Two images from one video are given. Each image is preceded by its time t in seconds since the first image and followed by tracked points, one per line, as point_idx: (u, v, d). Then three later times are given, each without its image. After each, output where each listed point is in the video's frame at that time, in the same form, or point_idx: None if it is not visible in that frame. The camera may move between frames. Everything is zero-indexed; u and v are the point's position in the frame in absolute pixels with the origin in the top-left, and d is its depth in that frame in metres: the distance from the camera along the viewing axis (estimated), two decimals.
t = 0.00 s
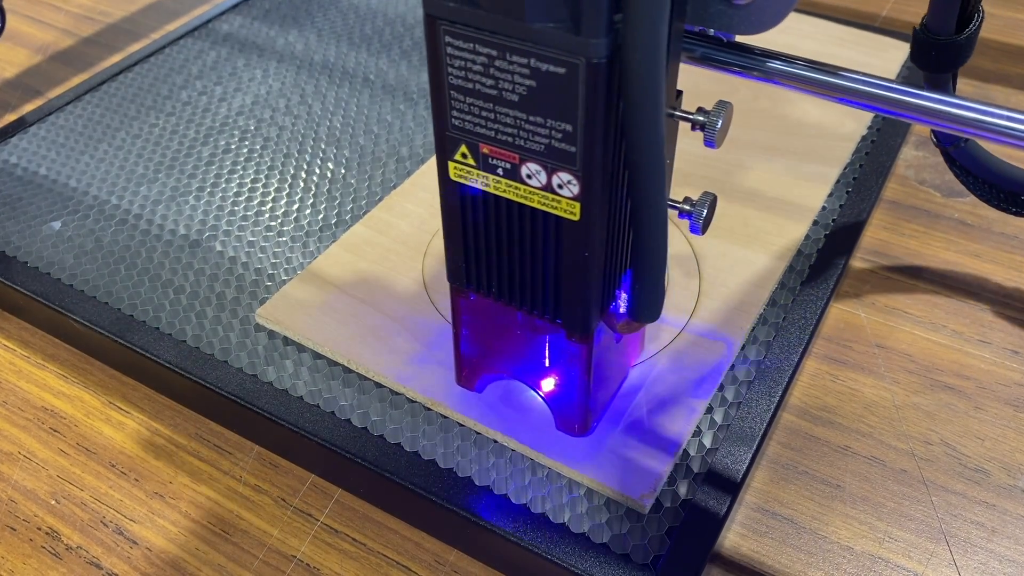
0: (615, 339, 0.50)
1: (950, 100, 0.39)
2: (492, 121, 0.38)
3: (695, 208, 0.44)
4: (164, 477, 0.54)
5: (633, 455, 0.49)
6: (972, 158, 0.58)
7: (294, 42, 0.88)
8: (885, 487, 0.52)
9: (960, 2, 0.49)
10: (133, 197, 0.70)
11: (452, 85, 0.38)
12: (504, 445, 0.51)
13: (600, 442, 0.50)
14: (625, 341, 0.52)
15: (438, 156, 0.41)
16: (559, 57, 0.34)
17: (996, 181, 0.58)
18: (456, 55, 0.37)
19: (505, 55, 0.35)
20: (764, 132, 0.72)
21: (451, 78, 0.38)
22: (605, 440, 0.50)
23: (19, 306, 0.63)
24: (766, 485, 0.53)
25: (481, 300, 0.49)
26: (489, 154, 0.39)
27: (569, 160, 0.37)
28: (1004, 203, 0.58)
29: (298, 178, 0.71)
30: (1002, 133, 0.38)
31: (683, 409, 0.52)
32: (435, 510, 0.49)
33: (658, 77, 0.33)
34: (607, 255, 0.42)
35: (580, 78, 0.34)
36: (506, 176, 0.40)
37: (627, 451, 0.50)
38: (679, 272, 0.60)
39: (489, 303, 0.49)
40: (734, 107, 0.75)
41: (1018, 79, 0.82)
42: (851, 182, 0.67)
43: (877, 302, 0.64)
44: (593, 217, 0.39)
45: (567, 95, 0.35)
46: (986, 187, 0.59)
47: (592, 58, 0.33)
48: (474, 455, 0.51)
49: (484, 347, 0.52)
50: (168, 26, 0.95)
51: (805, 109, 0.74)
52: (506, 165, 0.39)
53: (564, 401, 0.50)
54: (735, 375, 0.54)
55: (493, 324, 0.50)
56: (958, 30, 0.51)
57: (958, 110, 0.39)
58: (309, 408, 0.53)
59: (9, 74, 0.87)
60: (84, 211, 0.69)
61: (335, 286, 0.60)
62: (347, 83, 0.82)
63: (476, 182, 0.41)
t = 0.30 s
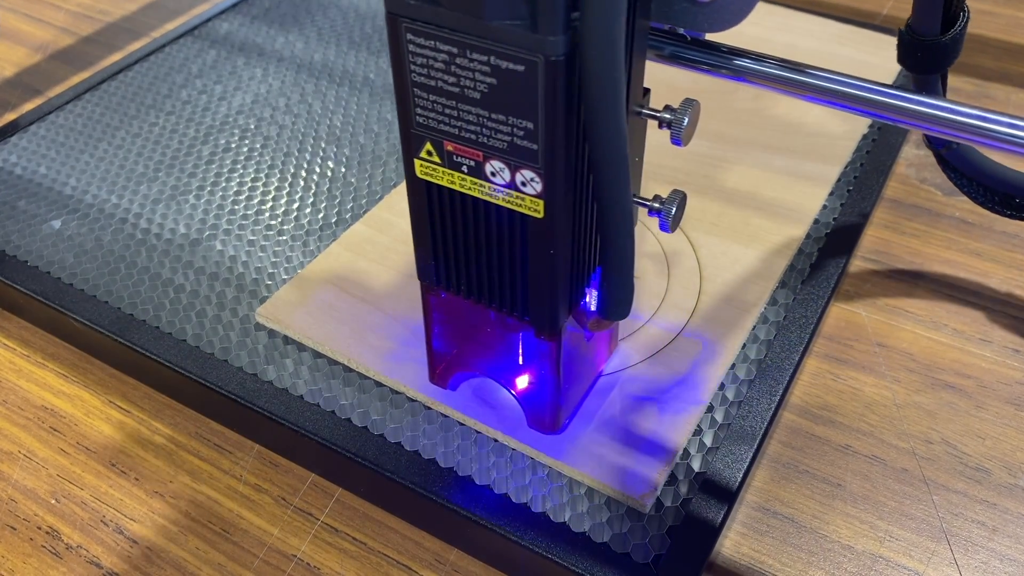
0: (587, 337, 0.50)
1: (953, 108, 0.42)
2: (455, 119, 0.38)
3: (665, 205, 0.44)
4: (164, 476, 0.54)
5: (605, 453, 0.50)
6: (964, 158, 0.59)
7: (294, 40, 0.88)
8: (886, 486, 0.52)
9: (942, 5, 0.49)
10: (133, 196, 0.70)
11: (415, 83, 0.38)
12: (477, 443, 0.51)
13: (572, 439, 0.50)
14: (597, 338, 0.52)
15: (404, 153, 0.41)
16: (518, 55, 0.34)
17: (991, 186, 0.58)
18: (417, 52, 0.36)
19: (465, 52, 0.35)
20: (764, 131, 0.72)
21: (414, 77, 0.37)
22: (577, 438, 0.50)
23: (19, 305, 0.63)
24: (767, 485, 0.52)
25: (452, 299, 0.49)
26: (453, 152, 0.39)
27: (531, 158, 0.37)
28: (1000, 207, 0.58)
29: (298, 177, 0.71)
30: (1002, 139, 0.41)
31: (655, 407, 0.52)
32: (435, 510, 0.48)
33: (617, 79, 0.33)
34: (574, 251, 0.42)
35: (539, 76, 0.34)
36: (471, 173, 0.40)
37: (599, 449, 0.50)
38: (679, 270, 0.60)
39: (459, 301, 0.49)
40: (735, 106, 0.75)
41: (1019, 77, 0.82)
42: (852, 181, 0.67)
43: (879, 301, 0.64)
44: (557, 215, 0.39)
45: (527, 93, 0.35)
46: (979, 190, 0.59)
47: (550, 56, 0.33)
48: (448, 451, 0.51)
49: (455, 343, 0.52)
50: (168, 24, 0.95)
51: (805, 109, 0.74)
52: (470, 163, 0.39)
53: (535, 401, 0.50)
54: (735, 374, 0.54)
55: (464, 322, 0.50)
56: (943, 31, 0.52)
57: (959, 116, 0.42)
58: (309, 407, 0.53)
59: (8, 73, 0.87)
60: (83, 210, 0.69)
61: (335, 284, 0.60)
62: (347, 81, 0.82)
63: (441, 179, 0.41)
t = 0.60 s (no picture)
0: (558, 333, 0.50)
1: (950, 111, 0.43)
2: (419, 113, 0.38)
3: (635, 200, 0.45)
4: (164, 475, 0.54)
5: (577, 449, 0.50)
6: (955, 157, 0.59)
7: (294, 39, 0.88)
8: (888, 485, 0.52)
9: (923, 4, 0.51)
10: (133, 195, 0.70)
11: (379, 78, 0.38)
12: (450, 438, 0.51)
13: (544, 435, 0.51)
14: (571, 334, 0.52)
15: (372, 148, 0.42)
16: (478, 49, 0.34)
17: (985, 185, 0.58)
18: (381, 47, 0.37)
19: (427, 47, 0.35)
20: (764, 131, 0.72)
21: (379, 72, 0.38)
22: (550, 434, 0.51)
23: (20, 304, 0.63)
24: (768, 484, 0.52)
25: (424, 294, 0.49)
26: (418, 146, 0.40)
27: (494, 152, 0.37)
28: (994, 207, 0.58)
29: (298, 176, 0.71)
30: (998, 142, 0.42)
31: (628, 403, 0.52)
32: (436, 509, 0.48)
33: (578, 72, 0.33)
34: (542, 247, 0.42)
35: (499, 69, 0.34)
36: (437, 168, 0.40)
37: (571, 445, 0.50)
38: (679, 268, 0.60)
39: (430, 297, 0.49)
40: (735, 105, 0.75)
41: (1020, 76, 0.82)
42: (852, 180, 0.67)
43: (880, 300, 0.64)
44: (522, 210, 0.39)
45: (488, 86, 0.35)
46: (971, 189, 0.59)
47: (509, 50, 0.33)
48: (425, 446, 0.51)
49: (429, 338, 0.52)
50: (168, 23, 0.95)
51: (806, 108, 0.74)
52: (436, 158, 0.39)
53: (506, 397, 0.50)
54: (736, 373, 0.54)
55: (436, 317, 0.50)
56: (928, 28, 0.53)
57: (954, 118, 0.43)
58: (309, 406, 0.53)
59: (9, 72, 0.87)
60: (84, 209, 0.69)
61: (335, 283, 0.60)
62: (347, 80, 0.82)
63: (408, 174, 0.41)
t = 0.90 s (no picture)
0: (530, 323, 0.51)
1: (949, 112, 0.44)
2: (387, 106, 0.38)
3: (606, 194, 0.46)
4: (165, 474, 0.54)
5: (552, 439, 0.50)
6: (944, 152, 0.59)
7: (294, 38, 0.88)
8: (888, 484, 0.52)
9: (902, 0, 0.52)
10: (133, 194, 0.70)
11: (347, 70, 0.38)
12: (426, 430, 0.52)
13: (518, 424, 0.51)
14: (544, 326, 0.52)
15: (342, 140, 0.42)
16: (441, 42, 0.34)
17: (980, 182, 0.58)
18: (348, 40, 0.37)
19: (392, 40, 0.36)
20: (764, 130, 0.72)
21: (346, 64, 0.38)
22: (525, 424, 0.51)
23: (20, 304, 0.63)
24: (768, 483, 0.52)
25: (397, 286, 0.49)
26: (387, 139, 0.40)
27: (461, 144, 0.38)
28: (993, 206, 0.58)
29: (298, 175, 0.71)
30: (997, 144, 0.43)
31: (603, 392, 0.52)
32: (437, 508, 0.48)
33: (541, 64, 0.34)
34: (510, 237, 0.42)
35: (463, 62, 0.34)
36: (405, 161, 0.40)
37: (546, 435, 0.50)
38: (680, 267, 0.60)
39: (404, 289, 0.50)
40: (734, 105, 0.75)
41: (1020, 75, 0.82)
42: (852, 179, 0.67)
43: (879, 299, 0.64)
44: (490, 200, 0.39)
45: (453, 79, 0.35)
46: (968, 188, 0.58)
47: (472, 43, 0.34)
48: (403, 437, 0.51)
49: (405, 330, 0.52)
50: (168, 22, 0.95)
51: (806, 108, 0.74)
52: (404, 150, 0.40)
53: (481, 388, 0.51)
54: (737, 371, 0.54)
55: (410, 308, 0.51)
56: (914, 25, 0.53)
57: (952, 120, 0.44)
58: (309, 405, 0.53)
59: (9, 72, 0.87)
60: (84, 209, 0.69)
61: (336, 283, 0.60)
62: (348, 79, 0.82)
63: (378, 166, 0.41)
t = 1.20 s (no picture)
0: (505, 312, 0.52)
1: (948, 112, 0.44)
2: (357, 96, 0.39)
3: (580, 184, 0.47)
4: (166, 474, 0.54)
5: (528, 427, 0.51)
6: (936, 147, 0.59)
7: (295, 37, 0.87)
8: (888, 483, 0.52)
9: None
10: (133, 194, 0.70)
11: (318, 61, 0.39)
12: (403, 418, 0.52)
13: (493, 413, 0.51)
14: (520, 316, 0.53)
15: (315, 131, 0.42)
16: (408, 32, 0.35)
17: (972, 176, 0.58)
18: (318, 31, 0.38)
19: (361, 30, 0.36)
20: (764, 130, 0.72)
21: (317, 55, 0.39)
22: (502, 413, 0.51)
23: (21, 304, 0.63)
24: (768, 482, 0.52)
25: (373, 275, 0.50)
26: (358, 129, 0.40)
27: (430, 134, 0.38)
28: (987, 200, 0.57)
29: (298, 175, 0.71)
30: (996, 144, 0.43)
31: (579, 381, 0.53)
32: (437, 508, 0.48)
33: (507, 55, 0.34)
34: (480, 228, 0.43)
35: (429, 52, 0.35)
36: (377, 150, 0.41)
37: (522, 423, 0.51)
38: (681, 267, 0.59)
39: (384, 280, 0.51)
40: (735, 104, 0.75)
41: (1020, 74, 0.82)
42: (853, 179, 0.67)
43: (879, 298, 0.64)
44: (460, 189, 0.40)
45: (420, 69, 0.36)
46: (963, 181, 0.58)
47: (437, 33, 0.34)
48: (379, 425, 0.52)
49: (384, 320, 0.53)
50: (168, 21, 0.95)
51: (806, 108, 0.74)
52: (375, 140, 0.40)
53: (458, 377, 0.51)
54: (738, 371, 0.54)
55: (389, 297, 0.52)
56: (900, 19, 0.53)
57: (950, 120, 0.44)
58: (310, 405, 0.53)
59: (9, 71, 0.87)
60: (84, 208, 0.69)
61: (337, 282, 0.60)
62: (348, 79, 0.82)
63: (350, 156, 0.42)
